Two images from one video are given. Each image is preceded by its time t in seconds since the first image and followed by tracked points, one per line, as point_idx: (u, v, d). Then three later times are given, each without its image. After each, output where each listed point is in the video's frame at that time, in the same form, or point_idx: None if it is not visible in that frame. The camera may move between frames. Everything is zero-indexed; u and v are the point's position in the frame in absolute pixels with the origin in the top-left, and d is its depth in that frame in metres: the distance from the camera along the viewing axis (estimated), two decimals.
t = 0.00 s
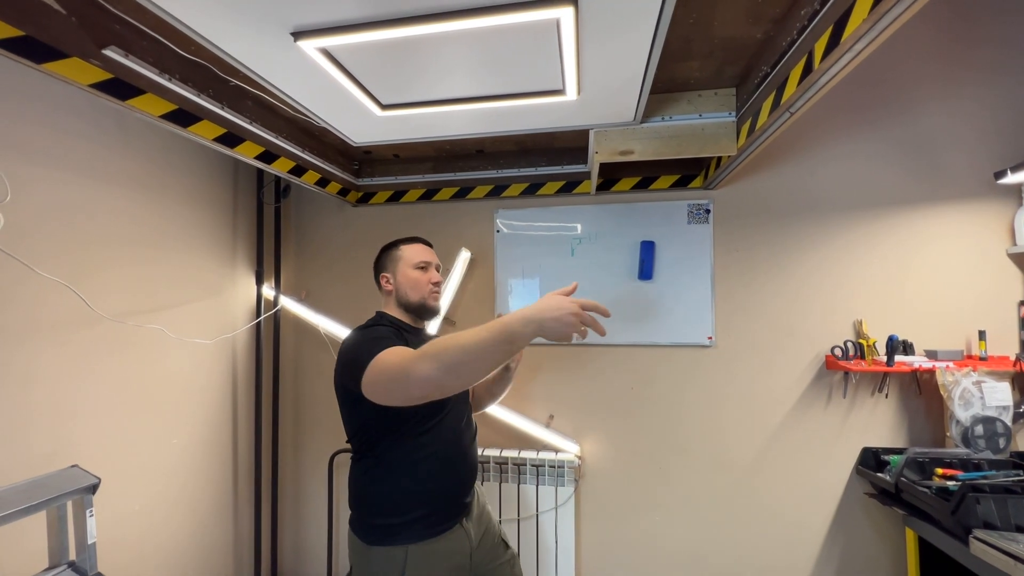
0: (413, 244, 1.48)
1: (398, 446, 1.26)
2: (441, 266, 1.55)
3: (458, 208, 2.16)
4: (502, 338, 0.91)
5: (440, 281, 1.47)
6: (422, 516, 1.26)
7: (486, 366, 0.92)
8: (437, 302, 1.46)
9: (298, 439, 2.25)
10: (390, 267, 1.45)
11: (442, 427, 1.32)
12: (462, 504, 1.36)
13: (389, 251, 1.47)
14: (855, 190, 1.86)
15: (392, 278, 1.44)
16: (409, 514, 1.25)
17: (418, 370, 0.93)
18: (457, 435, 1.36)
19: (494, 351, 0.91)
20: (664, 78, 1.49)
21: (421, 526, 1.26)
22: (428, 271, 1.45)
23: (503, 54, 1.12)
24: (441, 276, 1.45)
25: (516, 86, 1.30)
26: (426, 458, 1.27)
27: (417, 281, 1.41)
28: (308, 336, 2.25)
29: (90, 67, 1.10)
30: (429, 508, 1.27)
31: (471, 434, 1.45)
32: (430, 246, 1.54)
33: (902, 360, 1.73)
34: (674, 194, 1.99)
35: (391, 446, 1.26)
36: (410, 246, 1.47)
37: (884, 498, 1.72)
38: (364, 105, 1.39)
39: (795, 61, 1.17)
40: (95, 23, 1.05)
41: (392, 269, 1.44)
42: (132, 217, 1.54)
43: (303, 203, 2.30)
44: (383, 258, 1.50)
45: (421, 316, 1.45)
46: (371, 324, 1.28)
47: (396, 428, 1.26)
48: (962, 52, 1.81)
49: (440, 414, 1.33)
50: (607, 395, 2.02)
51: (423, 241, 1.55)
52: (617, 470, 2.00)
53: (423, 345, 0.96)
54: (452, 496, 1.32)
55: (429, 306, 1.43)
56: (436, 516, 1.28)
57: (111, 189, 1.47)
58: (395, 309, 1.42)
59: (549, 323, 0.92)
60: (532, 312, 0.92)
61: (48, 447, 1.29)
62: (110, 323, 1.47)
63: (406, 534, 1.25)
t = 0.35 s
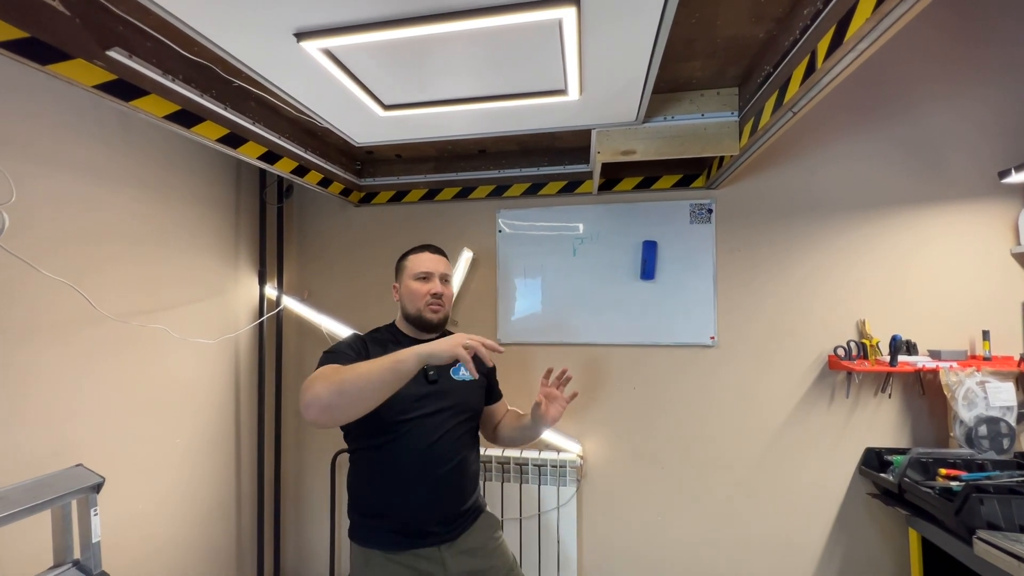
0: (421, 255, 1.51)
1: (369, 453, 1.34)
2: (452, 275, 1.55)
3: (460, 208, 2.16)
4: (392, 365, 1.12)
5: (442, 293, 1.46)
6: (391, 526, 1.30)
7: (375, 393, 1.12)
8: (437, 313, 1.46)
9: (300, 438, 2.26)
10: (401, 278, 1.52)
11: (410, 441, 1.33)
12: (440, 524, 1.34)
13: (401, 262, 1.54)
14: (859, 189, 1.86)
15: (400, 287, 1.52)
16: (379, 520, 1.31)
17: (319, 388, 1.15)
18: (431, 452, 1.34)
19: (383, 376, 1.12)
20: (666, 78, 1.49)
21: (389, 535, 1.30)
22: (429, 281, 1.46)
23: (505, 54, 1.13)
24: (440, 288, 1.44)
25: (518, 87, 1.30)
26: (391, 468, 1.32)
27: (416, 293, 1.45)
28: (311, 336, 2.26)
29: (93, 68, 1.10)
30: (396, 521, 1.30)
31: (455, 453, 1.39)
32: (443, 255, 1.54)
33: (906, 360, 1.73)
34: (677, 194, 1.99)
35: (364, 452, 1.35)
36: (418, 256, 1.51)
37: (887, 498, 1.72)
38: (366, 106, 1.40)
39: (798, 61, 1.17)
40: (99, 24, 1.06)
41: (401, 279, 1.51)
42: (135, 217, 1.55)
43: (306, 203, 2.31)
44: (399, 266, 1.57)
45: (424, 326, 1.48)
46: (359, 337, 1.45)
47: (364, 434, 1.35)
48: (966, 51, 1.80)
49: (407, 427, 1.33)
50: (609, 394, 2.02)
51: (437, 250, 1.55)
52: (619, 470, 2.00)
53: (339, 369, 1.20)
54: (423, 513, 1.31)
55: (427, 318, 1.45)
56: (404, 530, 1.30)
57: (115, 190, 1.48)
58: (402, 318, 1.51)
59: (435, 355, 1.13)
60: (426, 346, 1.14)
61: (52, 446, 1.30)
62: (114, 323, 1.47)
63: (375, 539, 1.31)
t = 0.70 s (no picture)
0: (432, 261, 1.48)
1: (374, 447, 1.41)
2: (463, 283, 1.49)
3: (461, 208, 2.16)
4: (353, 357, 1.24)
5: (444, 301, 1.42)
6: (384, 520, 1.34)
7: (333, 381, 1.27)
8: (439, 322, 1.42)
9: (302, 438, 2.26)
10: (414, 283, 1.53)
11: (391, 441, 1.32)
12: (419, 535, 1.27)
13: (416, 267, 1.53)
14: (860, 189, 1.86)
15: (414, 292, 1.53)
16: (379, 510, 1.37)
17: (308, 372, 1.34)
18: (406, 456, 1.29)
19: (345, 365, 1.26)
20: (667, 77, 1.49)
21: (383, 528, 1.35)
22: (432, 289, 1.43)
23: (505, 54, 1.13)
24: (442, 297, 1.40)
25: (519, 86, 1.30)
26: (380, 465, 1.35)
27: (419, 300, 1.44)
28: (312, 335, 2.26)
29: (97, 68, 1.11)
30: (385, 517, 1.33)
31: (428, 465, 1.27)
32: (455, 262, 1.49)
33: (907, 359, 1.72)
34: (678, 193, 1.98)
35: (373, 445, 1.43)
36: (428, 261, 1.48)
37: (889, 498, 1.71)
38: (367, 105, 1.40)
39: (800, 60, 1.17)
40: (101, 24, 1.06)
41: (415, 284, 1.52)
42: (138, 217, 1.55)
43: (307, 203, 2.31)
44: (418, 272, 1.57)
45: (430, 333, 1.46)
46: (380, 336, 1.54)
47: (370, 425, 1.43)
48: (968, 50, 1.80)
49: (388, 426, 1.33)
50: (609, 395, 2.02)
51: (451, 255, 1.51)
52: (621, 469, 2.00)
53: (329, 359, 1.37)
54: (404, 517, 1.29)
55: (428, 326, 1.43)
56: (390, 527, 1.32)
57: (117, 190, 1.48)
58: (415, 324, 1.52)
59: (381, 350, 1.21)
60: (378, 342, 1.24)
61: (54, 445, 1.30)
62: (117, 322, 1.48)
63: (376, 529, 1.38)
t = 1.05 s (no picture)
0: (450, 251, 1.52)
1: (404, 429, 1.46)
2: (482, 269, 1.51)
3: (461, 208, 2.17)
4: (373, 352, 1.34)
5: (464, 286, 1.44)
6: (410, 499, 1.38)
7: (358, 372, 1.37)
8: (460, 306, 1.43)
9: (302, 438, 2.27)
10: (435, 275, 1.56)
11: (417, 424, 1.35)
12: (439, 516, 1.29)
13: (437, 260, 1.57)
14: (859, 189, 1.86)
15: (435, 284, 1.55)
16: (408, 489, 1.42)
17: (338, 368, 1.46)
18: (428, 437, 1.32)
19: (366, 361, 1.35)
20: (666, 78, 1.49)
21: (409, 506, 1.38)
22: (453, 276, 1.45)
23: (504, 55, 1.13)
24: (459, 280, 1.42)
25: (518, 87, 1.31)
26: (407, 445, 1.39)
27: (440, 288, 1.46)
28: (312, 335, 2.26)
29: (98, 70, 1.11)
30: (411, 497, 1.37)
31: (448, 447, 1.28)
32: (474, 250, 1.52)
33: (907, 359, 1.73)
34: (678, 194, 1.99)
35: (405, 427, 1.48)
36: (447, 251, 1.51)
37: (888, 498, 1.71)
38: (367, 106, 1.40)
39: (798, 60, 1.17)
40: (102, 27, 1.06)
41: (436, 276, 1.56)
42: (139, 217, 1.56)
43: (307, 204, 2.31)
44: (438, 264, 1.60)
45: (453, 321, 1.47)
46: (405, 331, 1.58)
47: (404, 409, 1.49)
48: (968, 51, 1.80)
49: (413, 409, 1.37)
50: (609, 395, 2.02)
51: (470, 245, 1.54)
52: (620, 469, 2.01)
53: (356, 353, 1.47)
54: (426, 497, 1.31)
55: (450, 313, 1.44)
56: (416, 507, 1.35)
57: (118, 190, 1.49)
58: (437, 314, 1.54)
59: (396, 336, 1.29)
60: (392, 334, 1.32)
61: (55, 445, 1.31)
62: (118, 323, 1.49)
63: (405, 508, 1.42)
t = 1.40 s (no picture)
0: (469, 248, 1.50)
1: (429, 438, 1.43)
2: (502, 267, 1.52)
3: (461, 208, 2.17)
4: (390, 403, 1.32)
5: (491, 284, 1.44)
6: (449, 501, 1.38)
7: (385, 424, 1.36)
8: (488, 304, 1.42)
9: (303, 438, 2.27)
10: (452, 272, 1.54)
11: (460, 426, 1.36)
12: (492, 509, 1.34)
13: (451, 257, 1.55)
14: (860, 189, 1.86)
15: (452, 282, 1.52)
16: (441, 497, 1.40)
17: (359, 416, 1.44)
18: (475, 438, 1.34)
19: (386, 413, 1.35)
20: (666, 78, 1.50)
21: (449, 511, 1.38)
22: (477, 274, 1.44)
23: (505, 55, 1.13)
24: (487, 278, 1.41)
25: (518, 88, 1.31)
26: (444, 451, 1.38)
27: (465, 285, 1.44)
28: (314, 335, 2.27)
29: (102, 72, 1.12)
30: (453, 501, 1.37)
31: (500, 442, 1.34)
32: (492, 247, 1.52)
33: (907, 359, 1.73)
34: (678, 193, 1.99)
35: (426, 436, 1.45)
36: (466, 248, 1.49)
37: (889, 498, 1.71)
38: (368, 106, 1.41)
39: (798, 61, 1.17)
40: (104, 27, 1.07)
41: (452, 274, 1.53)
42: (141, 218, 1.57)
43: (309, 204, 2.32)
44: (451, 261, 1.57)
45: (478, 319, 1.46)
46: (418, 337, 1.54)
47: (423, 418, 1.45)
48: (969, 51, 1.80)
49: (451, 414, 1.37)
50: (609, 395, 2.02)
51: (486, 241, 1.54)
52: (620, 468, 2.01)
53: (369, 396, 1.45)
54: (476, 496, 1.34)
55: (478, 310, 1.43)
56: (460, 507, 1.36)
57: (120, 191, 1.50)
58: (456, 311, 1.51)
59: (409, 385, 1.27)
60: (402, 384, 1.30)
61: (58, 444, 1.32)
62: (120, 322, 1.49)
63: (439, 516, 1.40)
